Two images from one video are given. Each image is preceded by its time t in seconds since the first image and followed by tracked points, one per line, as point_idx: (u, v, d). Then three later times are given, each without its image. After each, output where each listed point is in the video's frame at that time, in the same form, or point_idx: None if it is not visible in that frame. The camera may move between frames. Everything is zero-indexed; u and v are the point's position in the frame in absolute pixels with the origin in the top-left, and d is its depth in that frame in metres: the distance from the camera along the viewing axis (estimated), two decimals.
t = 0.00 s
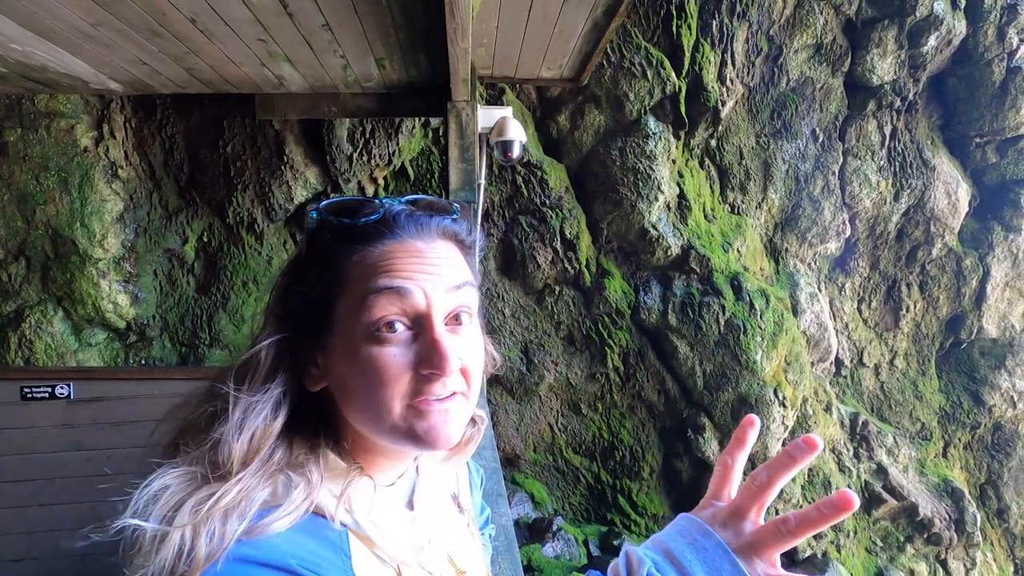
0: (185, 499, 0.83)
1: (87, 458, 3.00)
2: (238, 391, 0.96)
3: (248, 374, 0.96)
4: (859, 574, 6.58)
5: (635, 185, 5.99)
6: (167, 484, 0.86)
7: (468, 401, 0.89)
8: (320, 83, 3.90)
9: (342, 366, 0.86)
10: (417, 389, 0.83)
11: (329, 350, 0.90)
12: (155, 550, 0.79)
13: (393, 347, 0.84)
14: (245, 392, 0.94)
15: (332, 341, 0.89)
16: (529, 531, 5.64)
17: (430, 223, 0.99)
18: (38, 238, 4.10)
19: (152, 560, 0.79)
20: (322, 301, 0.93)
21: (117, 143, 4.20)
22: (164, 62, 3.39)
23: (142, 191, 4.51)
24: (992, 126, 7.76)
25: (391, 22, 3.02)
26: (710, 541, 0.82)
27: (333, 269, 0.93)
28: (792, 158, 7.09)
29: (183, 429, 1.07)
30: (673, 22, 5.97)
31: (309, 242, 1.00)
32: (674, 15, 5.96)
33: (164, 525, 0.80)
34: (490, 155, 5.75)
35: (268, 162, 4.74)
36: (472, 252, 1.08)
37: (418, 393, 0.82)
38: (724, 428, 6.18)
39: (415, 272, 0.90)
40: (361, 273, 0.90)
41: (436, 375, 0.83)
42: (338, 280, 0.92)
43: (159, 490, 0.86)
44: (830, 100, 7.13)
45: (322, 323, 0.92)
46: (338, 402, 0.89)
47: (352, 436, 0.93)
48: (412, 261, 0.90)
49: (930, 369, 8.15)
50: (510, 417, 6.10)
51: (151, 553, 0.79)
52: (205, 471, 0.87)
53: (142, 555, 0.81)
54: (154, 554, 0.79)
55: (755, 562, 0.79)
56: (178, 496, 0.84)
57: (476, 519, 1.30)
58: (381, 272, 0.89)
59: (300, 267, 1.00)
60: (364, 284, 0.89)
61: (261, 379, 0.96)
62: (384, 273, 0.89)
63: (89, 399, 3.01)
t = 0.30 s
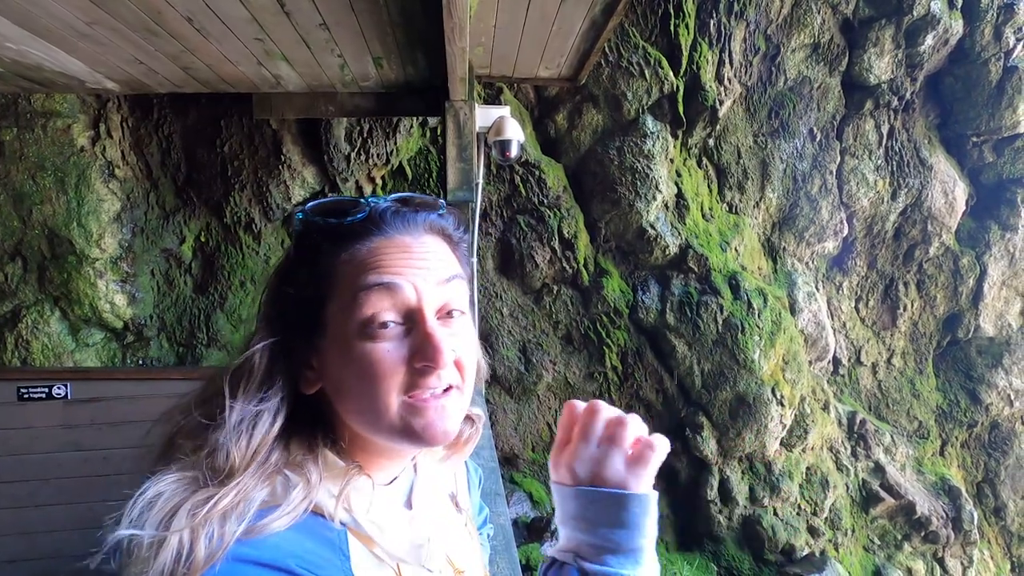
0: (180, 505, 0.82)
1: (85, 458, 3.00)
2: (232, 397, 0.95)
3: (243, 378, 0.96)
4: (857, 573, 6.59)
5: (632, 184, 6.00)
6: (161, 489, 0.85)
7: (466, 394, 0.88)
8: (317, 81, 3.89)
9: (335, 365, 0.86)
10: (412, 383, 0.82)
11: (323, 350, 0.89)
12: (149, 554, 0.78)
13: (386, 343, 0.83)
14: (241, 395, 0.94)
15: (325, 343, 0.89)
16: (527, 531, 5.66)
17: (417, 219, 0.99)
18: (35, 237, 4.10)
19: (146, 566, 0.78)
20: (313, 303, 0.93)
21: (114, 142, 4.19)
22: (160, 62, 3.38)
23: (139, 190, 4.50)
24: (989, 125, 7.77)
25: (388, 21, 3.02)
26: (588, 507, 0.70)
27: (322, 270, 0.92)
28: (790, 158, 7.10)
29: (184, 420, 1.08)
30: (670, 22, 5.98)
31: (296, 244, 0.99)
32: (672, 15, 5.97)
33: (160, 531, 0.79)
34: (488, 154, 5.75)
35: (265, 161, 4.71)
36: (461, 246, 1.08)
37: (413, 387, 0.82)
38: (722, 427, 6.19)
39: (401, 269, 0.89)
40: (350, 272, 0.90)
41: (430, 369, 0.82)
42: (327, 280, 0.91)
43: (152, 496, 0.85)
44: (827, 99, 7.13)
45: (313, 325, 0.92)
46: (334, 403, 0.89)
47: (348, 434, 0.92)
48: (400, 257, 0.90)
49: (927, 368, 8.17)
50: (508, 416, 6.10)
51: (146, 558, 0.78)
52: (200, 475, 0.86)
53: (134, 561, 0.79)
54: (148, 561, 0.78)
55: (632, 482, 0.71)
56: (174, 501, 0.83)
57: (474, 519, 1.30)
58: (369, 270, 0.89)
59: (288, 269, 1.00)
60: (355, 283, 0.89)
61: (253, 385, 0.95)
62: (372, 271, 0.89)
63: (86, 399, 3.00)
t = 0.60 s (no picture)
0: (170, 512, 0.82)
1: (84, 458, 2.99)
2: (224, 404, 0.95)
3: (238, 384, 0.96)
4: (855, 571, 6.59)
5: (631, 183, 6.00)
6: (151, 497, 0.86)
7: (464, 396, 0.88)
8: (315, 80, 3.89)
9: (333, 372, 0.86)
10: (410, 389, 0.82)
11: (319, 354, 0.89)
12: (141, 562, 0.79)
13: (384, 349, 0.83)
14: (234, 401, 0.94)
15: (321, 349, 0.89)
16: (526, 529, 5.66)
17: (412, 220, 0.98)
18: (33, 237, 4.09)
19: (139, 575, 0.78)
20: (308, 308, 0.92)
21: (112, 142, 4.18)
22: (158, 61, 3.37)
23: (137, 190, 4.49)
24: (987, 124, 7.77)
25: (387, 20, 3.02)
26: (628, 525, 0.73)
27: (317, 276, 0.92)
28: (789, 156, 7.10)
29: (179, 422, 1.09)
30: (669, 21, 5.98)
31: (289, 246, 0.99)
32: (671, 13, 5.97)
33: (151, 539, 0.79)
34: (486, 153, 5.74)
35: (263, 160, 4.69)
36: (457, 245, 1.07)
37: (412, 393, 0.82)
38: (721, 426, 6.20)
39: (398, 274, 0.89)
40: (346, 278, 0.89)
41: (428, 374, 0.82)
42: (322, 284, 0.91)
43: (144, 505, 0.86)
44: (826, 98, 7.13)
45: (308, 330, 0.92)
46: (330, 407, 0.89)
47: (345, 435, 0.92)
48: (397, 261, 0.90)
49: (925, 366, 8.17)
50: (507, 415, 6.10)
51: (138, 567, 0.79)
52: (191, 483, 0.87)
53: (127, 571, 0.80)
54: (141, 569, 0.79)
55: (675, 506, 0.74)
56: (163, 508, 0.83)
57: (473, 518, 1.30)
58: (365, 275, 0.89)
59: (281, 273, 0.99)
60: (350, 287, 0.88)
61: (246, 389, 0.96)
62: (368, 276, 0.88)
63: (84, 399, 2.99)
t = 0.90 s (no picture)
0: (171, 515, 0.82)
1: (86, 457, 3.00)
2: (224, 405, 0.95)
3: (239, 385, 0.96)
4: (857, 571, 6.58)
5: (633, 182, 5.99)
6: (153, 501, 0.85)
7: (468, 401, 0.88)
8: (317, 80, 3.89)
9: (337, 376, 0.86)
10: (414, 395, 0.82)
11: (322, 356, 0.89)
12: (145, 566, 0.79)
13: (388, 354, 0.83)
14: (233, 403, 0.94)
15: (325, 352, 0.89)
16: (528, 529, 5.66)
17: (418, 222, 0.98)
18: (36, 237, 4.10)
19: None
20: (312, 310, 0.92)
21: (114, 141, 4.19)
22: (161, 60, 3.38)
23: (140, 190, 4.50)
24: (990, 123, 7.74)
25: (388, 20, 3.02)
26: (658, 541, 0.70)
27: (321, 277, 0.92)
28: (791, 156, 7.09)
29: (181, 423, 1.09)
30: (671, 20, 5.96)
31: (292, 247, 0.99)
32: (672, 12, 5.95)
33: (154, 542, 0.79)
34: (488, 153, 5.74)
35: (265, 160, 4.71)
36: (463, 246, 1.07)
37: (416, 399, 0.82)
38: (723, 425, 6.19)
39: (403, 278, 0.88)
40: (350, 281, 0.89)
41: (432, 380, 0.82)
42: (325, 286, 0.91)
43: (147, 508, 0.86)
44: (828, 97, 7.11)
45: (312, 332, 0.92)
46: (334, 409, 0.89)
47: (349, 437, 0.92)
48: (401, 265, 0.89)
49: (928, 366, 8.15)
50: (509, 415, 6.10)
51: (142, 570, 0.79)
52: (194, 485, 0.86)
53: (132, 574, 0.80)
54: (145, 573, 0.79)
55: (707, 523, 0.70)
56: (165, 511, 0.83)
57: (479, 519, 1.30)
58: (369, 279, 0.88)
59: (284, 273, 0.99)
60: (354, 291, 0.88)
61: (246, 391, 0.96)
62: (372, 280, 0.88)
63: (87, 399, 3.00)
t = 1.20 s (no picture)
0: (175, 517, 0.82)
1: (91, 456, 3.01)
2: (223, 406, 0.95)
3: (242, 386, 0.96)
4: (862, 573, 6.55)
5: (637, 183, 5.99)
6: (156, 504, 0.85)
7: (471, 403, 0.89)
8: (321, 80, 3.90)
9: (341, 379, 0.86)
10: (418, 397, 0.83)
11: (326, 358, 0.89)
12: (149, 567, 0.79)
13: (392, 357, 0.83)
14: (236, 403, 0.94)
15: (329, 355, 0.89)
16: (531, 530, 5.66)
17: (423, 224, 0.98)
18: (42, 237, 4.14)
19: None
20: (315, 314, 0.92)
21: (120, 141, 4.22)
22: (167, 61, 3.39)
23: (145, 189, 4.52)
24: (996, 123, 7.69)
25: (392, 20, 3.02)
26: (673, 546, 0.71)
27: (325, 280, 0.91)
28: (795, 156, 7.06)
29: (185, 423, 1.10)
30: (676, 20, 5.94)
31: (294, 250, 0.99)
32: (677, 12, 5.93)
33: (158, 546, 0.79)
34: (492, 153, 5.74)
35: (269, 160, 4.71)
36: (466, 247, 1.08)
37: (421, 403, 0.83)
38: (727, 427, 6.17)
39: (407, 281, 0.89)
40: (354, 284, 0.89)
41: (437, 384, 0.82)
42: (328, 289, 0.91)
43: (149, 512, 0.85)
44: (833, 97, 7.08)
45: (316, 335, 0.92)
46: (338, 411, 0.89)
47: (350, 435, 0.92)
48: (406, 269, 0.89)
49: (933, 368, 8.11)
50: (512, 416, 6.10)
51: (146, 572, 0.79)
52: (197, 487, 0.86)
53: None
54: None
55: (721, 532, 0.71)
56: (169, 513, 0.83)
57: (482, 519, 1.30)
58: (374, 283, 0.88)
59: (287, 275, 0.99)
60: (357, 295, 0.88)
61: (248, 394, 0.96)
62: (377, 283, 0.88)
63: (92, 398, 3.02)
